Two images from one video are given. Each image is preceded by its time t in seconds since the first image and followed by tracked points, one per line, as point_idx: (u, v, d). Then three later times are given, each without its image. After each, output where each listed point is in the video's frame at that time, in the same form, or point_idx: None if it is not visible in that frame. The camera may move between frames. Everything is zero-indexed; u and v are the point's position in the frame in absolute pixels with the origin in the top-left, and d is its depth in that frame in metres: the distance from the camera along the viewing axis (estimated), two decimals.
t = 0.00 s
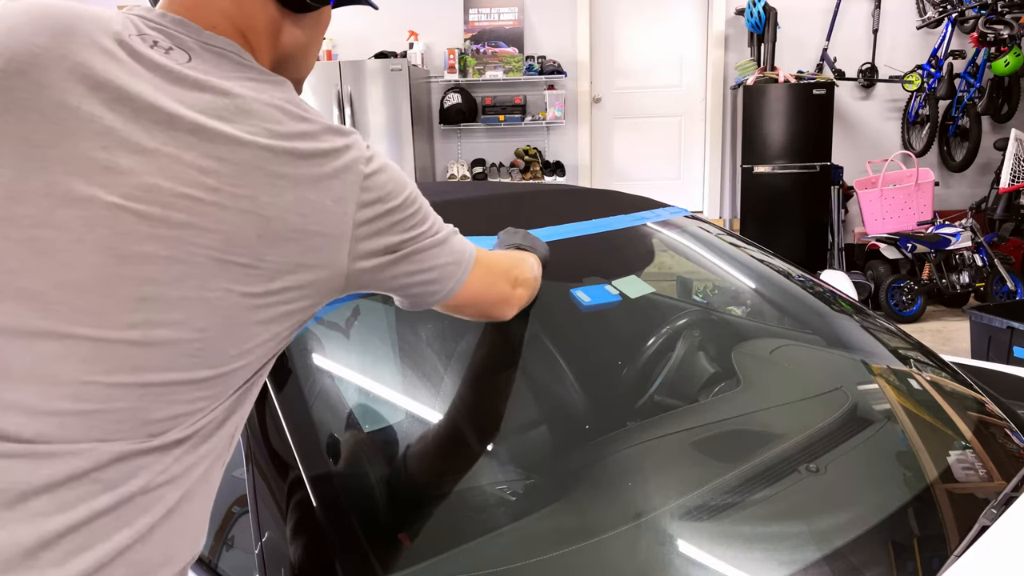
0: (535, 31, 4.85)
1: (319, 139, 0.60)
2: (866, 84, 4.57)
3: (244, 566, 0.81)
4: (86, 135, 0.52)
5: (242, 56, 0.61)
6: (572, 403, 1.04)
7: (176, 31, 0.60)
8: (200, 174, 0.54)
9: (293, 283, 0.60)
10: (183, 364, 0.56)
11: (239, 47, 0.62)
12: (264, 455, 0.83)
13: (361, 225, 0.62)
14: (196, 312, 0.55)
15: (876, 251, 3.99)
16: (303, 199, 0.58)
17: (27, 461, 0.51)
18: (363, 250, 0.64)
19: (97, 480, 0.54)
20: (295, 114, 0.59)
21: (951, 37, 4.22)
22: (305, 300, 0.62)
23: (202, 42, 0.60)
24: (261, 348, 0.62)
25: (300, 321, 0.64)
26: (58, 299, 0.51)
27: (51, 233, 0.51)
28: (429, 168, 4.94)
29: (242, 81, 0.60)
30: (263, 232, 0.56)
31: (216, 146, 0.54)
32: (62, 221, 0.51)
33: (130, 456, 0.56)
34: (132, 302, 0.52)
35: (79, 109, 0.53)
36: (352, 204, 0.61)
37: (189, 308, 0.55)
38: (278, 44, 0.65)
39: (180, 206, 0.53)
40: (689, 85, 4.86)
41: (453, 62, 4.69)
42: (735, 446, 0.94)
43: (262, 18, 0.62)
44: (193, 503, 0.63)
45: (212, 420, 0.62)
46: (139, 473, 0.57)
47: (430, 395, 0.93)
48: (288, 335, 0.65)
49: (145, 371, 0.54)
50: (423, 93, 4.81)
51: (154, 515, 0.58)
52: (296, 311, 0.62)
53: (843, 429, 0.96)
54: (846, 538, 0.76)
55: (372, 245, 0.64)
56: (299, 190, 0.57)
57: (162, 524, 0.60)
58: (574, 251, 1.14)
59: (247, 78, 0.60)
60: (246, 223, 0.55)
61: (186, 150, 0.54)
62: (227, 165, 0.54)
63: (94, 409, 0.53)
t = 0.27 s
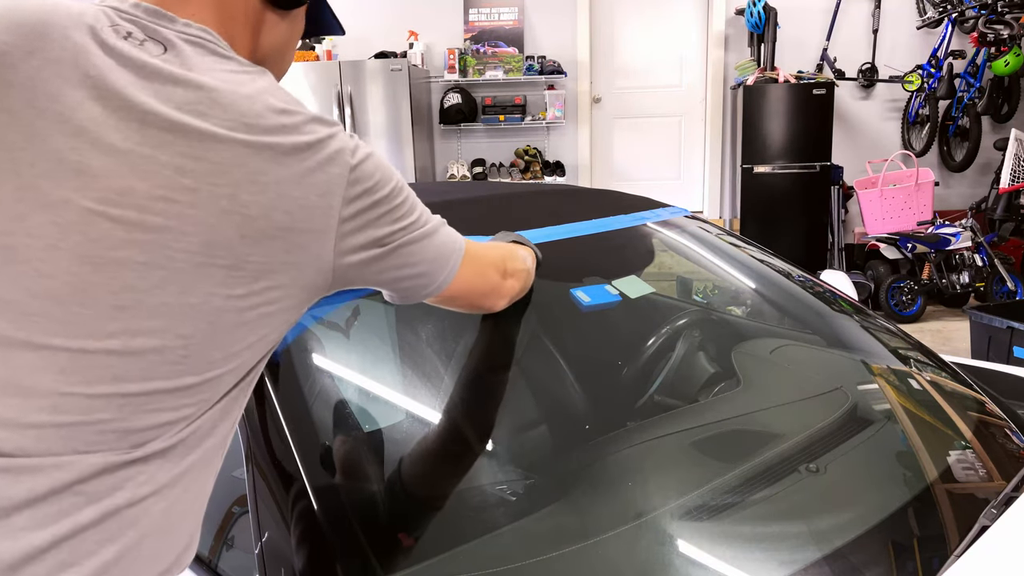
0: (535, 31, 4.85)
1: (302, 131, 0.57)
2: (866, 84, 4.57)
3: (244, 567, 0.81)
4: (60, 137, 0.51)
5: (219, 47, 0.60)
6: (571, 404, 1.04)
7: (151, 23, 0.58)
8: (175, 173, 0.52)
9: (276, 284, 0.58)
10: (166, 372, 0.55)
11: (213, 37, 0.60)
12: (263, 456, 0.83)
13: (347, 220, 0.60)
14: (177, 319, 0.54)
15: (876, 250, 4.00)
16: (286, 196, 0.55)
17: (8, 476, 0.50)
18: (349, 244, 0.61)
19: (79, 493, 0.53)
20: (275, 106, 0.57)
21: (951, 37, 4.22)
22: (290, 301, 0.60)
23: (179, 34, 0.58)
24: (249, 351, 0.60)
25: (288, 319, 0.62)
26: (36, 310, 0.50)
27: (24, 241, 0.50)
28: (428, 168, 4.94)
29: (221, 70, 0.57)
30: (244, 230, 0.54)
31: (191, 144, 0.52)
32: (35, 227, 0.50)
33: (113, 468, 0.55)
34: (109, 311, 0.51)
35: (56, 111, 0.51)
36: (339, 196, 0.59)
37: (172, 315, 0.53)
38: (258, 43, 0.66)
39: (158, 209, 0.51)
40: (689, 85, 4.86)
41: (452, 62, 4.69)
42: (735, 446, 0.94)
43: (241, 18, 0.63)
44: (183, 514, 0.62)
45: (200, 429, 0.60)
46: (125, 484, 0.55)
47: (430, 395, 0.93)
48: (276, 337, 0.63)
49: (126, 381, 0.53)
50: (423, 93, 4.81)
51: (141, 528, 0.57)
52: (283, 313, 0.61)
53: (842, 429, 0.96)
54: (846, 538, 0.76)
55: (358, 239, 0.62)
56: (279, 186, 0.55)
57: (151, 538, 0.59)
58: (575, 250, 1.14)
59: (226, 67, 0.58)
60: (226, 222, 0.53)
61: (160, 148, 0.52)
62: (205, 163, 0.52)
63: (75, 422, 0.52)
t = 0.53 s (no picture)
0: (535, 31, 4.85)
1: (309, 136, 0.57)
2: (866, 84, 4.57)
3: (244, 566, 0.81)
4: (65, 138, 0.51)
5: (234, 51, 0.60)
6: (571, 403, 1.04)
7: (165, 24, 0.58)
8: (180, 177, 0.52)
9: (278, 287, 0.58)
10: (163, 372, 0.55)
11: (229, 41, 0.61)
12: (262, 455, 0.83)
13: (351, 223, 0.60)
14: (176, 321, 0.54)
15: (876, 250, 4.00)
16: (290, 201, 0.56)
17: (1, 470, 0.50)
18: (355, 250, 0.62)
19: (73, 490, 0.53)
20: (284, 111, 0.57)
21: (952, 37, 4.22)
22: (293, 306, 0.60)
23: (196, 36, 0.58)
24: (249, 355, 0.60)
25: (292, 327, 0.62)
26: (35, 308, 0.50)
27: (27, 238, 0.50)
28: (429, 168, 4.94)
29: (234, 73, 0.57)
30: (247, 235, 0.54)
31: (197, 148, 0.52)
32: (39, 227, 0.50)
33: (108, 466, 0.54)
34: (109, 311, 0.51)
35: (63, 110, 0.51)
36: (344, 199, 0.59)
37: (169, 315, 0.53)
38: (273, 54, 0.69)
39: (160, 211, 0.52)
40: (689, 85, 4.86)
41: (453, 62, 4.69)
42: (735, 446, 0.94)
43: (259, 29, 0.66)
44: (178, 515, 0.61)
45: (197, 430, 0.60)
46: (122, 483, 0.55)
47: (430, 395, 0.94)
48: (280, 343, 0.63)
49: (121, 381, 0.53)
50: (423, 93, 4.81)
51: (134, 528, 0.57)
52: (283, 322, 0.60)
53: (842, 429, 0.96)
54: (846, 538, 0.76)
55: (364, 243, 0.62)
56: (287, 194, 0.56)
57: (144, 538, 0.58)
58: (575, 251, 1.15)
59: (239, 71, 0.58)
60: (228, 227, 0.54)
61: (167, 151, 0.52)
62: (209, 168, 0.53)
63: (71, 419, 0.51)
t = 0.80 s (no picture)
0: (535, 31, 4.84)
1: (319, 142, 0.57)
2: (866, 84, 4.57)
3: (245, 567, 0.81)
4: (72, 142, 0.50)
5: (242, 56, 0.59)
6: (571, 403, 1.04)
7: (172, 29, 0.57)
8: (192, 182, 0.52)
9: (287, 293, 0.59)
10: (168, 379, 0.55)
11: (236, 45, 0.60)
12: (262, 455, 0.83)
13: (365, 228, 0.62)
14: (183, 327, 0.53)
15: (876, 251, 4.00)
16: (302, 207, 0.56)
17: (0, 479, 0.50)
18: (367, 250, 0.63)
19: (74, 500, 0.52)
20: (296, 116, 0.56)
21: (952, 38, 4.23)
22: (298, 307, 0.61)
23: (203, 42, 0.58)
24: (254, 360, 0.61)
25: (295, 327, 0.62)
26: (40, 313, 0.50)
27: (31, 242, 0.50)
28: (428, 168, 4.94)
29: (245, 79, 0.57)
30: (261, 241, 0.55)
31: (211, 152, 0.52)
32: (41, 232, 0.50)
33: (107, 476, 0.54)
34: (116, 317, 0.51)
35: (69, 114, 0.50)
36: (358, 205, 0.60)
37: (176, 322, 0.53)
38: (278, 54, 0.69)
39: (171, 216, 0.51)
40: (689, 85, 4.86)
41: (452, 62, 4.69)
42: (735, 447, 0.94)
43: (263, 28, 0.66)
44: (177, 523, 0.61)
45: (199, 437, 0.61)
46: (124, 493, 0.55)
47: (431, 394, 0.93)
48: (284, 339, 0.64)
49: (125, 388, 0.53)
50: (423, 93, 4.81)
51: (133, 538, 0.57)
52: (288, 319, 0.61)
53: (842, 429, 0.96)
54: (846, 538, 0.76)
55: (376, 245, 0.63)
56: (302, 199, 0.56)
57: (142, 547, 0.58)
58: (575, 250, 1.14)
59: (249, 77, 0.57)
60: (244, 233, 0.54)
61: (180, 156, 0.52)
62: (220, 172, 0.52)
63: (73, 427, 0.51)
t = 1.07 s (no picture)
0: (535, 31, 4.85)
1: (282, 127, 0.50)
2: (866, 84, 4.57)
3: (245, 567, 0.81)
4: (27, 134, 0.47)
5: (210, 43, 0.54)
6: (571, 403, 1.04)
7: (136, 17, 0.53)
8: (141, 169, 0.47)
9: (249, 286, 0.51)
10: (129, 375, 0.48)
11: (205, 34, 0.54)
12: (262, 455, 0.83)
13: (330, 221, 0.52)
14: (139, 319, 0.47)
15: (876, 251, 3.99)
16: (260, 194, 0.49)
17: None
18: (331, 250, 0.52)
19: (45, 500, 0.48)
20: (257, 98, 0.50)
21: (952, 37, 4.23)
22: (267, 310, 0.53)
23: (168, 29, 0.53)
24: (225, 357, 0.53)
25: (268, 331, 0.55)
26: None
27: None
28: (429, 168, 4.93)
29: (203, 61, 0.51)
30: (211, 228, 0.48)
31: (160, 135, 0.47)
32: None
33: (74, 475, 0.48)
34: (70, 311, 0.46)
35: (28, 106, 0.48)
36: (320, 194, 0.51)
37: (127, 317, 0.47)
38: (254, 43, 0.62)
39: (117, 205, 0.46)
40: (689, 85, 4.86)
41: (452, 62, 4.68)
42: (734, 447, 0.94)
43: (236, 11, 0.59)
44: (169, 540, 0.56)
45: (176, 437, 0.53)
46: (98, 495, 0.49)
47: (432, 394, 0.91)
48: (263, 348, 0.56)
49: (87, 383, 0.47)
50: (423, 93, 4.81)
51: (111, 542, 0.51)
52: (255, 323, 0.52)
53: (842, 429, 0.96)
54: (846, 538, 0.76)
55: (342, 245, 0.53)
56: (259, 184, 0.49)
57: (123, 552, 0.52)
58: (574, 251, 1.14)
59: (214, 60, 0.51)
60: (192, 220, 0.47)
61: (127, 143, 0.47)
62: (172, 157, 0.47)
63: (38, 424, 0.46)
